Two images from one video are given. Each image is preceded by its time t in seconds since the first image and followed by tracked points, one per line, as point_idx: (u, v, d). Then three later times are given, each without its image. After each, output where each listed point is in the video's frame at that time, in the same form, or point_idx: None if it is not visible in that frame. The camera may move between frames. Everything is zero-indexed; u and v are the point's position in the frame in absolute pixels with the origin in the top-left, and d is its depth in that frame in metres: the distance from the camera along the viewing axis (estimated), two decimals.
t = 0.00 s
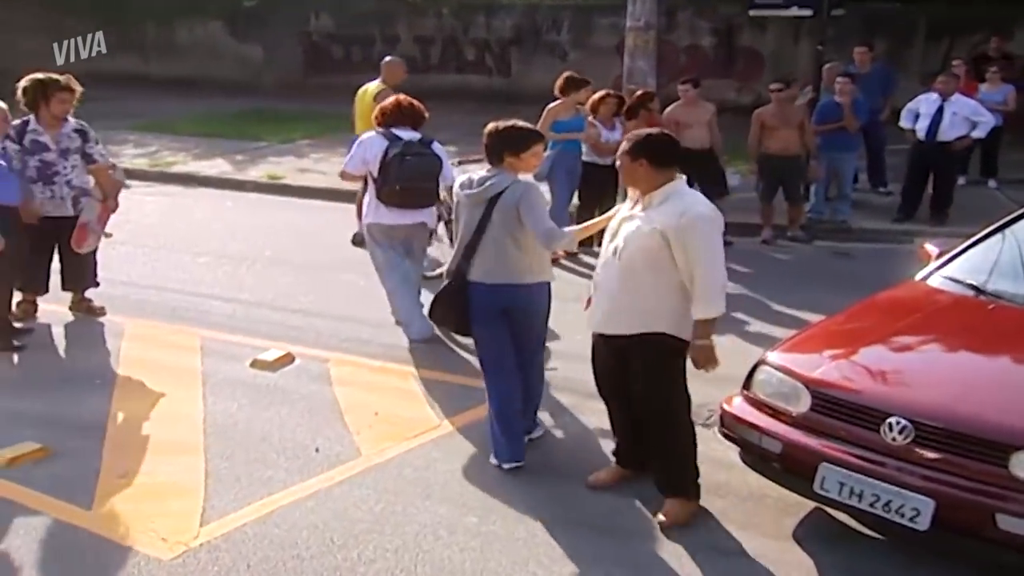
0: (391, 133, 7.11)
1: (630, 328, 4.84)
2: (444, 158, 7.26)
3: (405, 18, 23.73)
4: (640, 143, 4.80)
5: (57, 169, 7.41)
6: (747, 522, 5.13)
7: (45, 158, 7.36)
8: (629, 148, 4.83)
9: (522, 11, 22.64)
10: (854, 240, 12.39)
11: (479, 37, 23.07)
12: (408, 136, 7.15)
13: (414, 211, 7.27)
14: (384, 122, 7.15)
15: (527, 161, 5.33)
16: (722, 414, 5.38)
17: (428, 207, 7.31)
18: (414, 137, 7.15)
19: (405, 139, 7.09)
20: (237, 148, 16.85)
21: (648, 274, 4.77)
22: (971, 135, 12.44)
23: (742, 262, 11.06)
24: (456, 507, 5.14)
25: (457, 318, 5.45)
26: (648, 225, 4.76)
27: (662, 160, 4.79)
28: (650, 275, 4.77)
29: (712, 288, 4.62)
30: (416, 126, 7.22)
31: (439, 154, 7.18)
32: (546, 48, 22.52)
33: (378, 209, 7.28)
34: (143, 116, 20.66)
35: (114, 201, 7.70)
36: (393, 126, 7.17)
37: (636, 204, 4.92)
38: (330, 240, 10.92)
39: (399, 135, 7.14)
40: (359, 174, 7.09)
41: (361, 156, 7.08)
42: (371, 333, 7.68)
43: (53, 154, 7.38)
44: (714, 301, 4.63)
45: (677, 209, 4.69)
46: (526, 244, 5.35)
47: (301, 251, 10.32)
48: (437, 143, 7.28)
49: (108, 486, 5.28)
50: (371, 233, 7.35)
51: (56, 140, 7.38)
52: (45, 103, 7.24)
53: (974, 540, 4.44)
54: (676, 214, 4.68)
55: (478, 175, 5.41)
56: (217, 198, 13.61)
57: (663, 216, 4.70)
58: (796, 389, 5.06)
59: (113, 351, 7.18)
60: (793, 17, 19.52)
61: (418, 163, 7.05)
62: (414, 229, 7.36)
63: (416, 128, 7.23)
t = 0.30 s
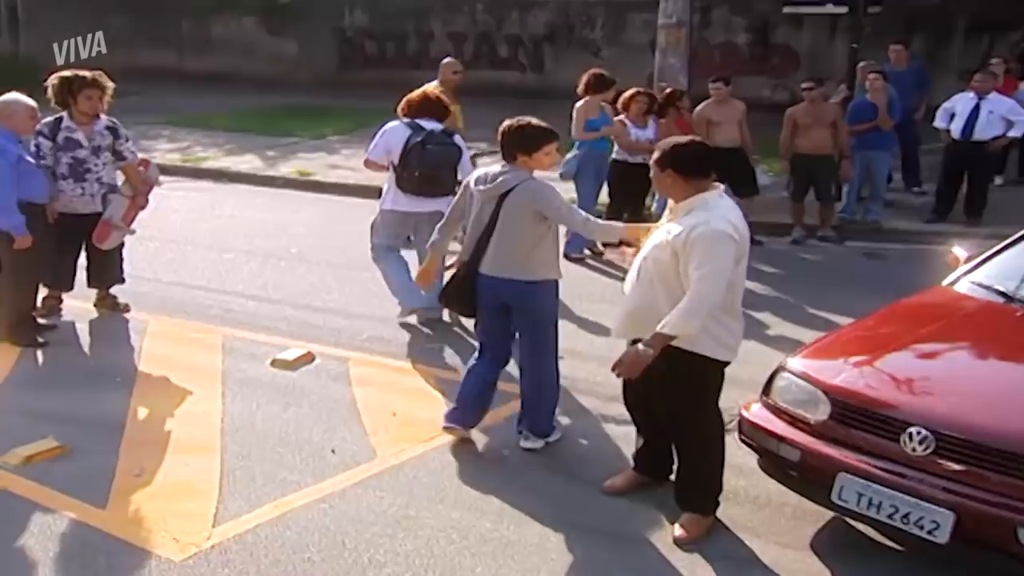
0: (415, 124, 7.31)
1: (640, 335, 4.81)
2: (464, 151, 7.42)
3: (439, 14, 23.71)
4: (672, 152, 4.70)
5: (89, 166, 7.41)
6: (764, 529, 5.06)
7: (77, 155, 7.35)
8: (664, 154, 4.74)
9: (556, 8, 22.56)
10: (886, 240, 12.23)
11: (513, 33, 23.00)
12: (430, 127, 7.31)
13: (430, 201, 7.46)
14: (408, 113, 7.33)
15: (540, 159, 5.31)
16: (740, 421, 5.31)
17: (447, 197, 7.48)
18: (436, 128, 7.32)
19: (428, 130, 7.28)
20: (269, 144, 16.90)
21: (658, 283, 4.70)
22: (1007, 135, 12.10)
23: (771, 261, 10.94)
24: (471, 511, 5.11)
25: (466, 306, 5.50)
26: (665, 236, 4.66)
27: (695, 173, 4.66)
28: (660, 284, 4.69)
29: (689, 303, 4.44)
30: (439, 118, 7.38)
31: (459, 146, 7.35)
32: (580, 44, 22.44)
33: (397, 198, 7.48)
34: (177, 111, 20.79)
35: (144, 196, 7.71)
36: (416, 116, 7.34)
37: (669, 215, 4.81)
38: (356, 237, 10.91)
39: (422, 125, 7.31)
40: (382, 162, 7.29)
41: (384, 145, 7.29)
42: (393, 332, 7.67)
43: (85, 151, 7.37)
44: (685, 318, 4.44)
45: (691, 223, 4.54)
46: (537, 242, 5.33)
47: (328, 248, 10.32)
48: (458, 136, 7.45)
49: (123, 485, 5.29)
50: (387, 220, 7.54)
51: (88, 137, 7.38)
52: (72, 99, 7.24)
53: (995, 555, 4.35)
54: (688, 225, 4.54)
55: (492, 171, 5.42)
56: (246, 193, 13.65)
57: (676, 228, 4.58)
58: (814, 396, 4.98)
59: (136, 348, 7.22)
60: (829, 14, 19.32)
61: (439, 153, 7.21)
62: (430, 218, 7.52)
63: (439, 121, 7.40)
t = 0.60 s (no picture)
0: (431, 121, 7.21)
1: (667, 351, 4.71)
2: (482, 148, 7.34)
3: (470, 11, 23.66)
4: (709, 161, 4.56)
5: (114, 165, 7.42)
6: (779, 539, 4.99)
7: (102, 154, 7.36)
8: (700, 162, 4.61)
9: (588, 5, 22.46)
10: (917, 241, 12.07)
11: (544, 30, 22.92)
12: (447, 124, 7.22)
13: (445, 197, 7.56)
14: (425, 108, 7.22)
15: (512, 153, 5.28)
16: (757, 429, 5.23)
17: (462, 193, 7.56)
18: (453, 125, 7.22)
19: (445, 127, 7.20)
20: (298, 141, 16.94)
21: (687, 296, 4.60)
22: None
23: (800, 263, 10.82)
24: (482, 516, 5.07)
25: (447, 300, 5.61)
26: (696, 248, 4.55)
27: (733, 184, 4.53)
28: (688, 298, 4.59)
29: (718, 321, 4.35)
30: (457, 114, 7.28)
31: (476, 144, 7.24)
32: (612, 42, 22.33)
33: (413, 195, 7.61)
34: (209, 107, 20.89)
35: (162, 192, 7.81)
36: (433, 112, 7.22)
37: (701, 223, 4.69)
38: (381, 236, 10.90)
39: (440, 122, 7.21)
40: (399, 159, 7.38)
41: (400, 142, 7.36)
42: (412, 332, 7.65)
43: (110, 150, 7.39)
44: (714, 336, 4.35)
45: (723, 236, 4.44)
46: (512, 238, 5.32)
47: (352, 247, 10.33)
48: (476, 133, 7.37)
49: (136, 486, 5.29)
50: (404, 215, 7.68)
51: (113, 135, 7.40)
52: (89, 98, 7.27)
53: (1012, 571, 4.25)
54: (723, 238, 4.43)
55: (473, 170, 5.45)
56: (274, 191, 13.68)
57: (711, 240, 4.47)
58: (831, 405, 4.90)
59: (155, 347, 7.24)
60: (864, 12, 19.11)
61: (455, 150, 7.16)
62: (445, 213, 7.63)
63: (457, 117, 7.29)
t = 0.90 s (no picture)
0: (438, 123, 7.10)
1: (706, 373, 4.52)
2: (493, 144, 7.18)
3: (505, 8, 23.60)
4: (733, 167, 4.44)
5: (140, 164, 7.46)
6: (794, 550, 4.91)
7: (128, 153, 7.39)
8: (720, 172, 4.48)
9: (624, 3, 22.34)
10: (952, 244, 11.87)
11: (580, 27, 22.83)
12: (454, 125, 7.09)
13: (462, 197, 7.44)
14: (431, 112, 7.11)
15: (499, 152, 5.24)
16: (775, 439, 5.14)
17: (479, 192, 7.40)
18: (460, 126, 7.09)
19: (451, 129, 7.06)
20: (331, 138, 16.98)
21: (724, 314, 4.43)
22: None
23: (830, 266, 10.69)
24: (495, 523, 5.04)
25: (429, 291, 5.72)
26: (729, 262, 4.39)
27: (756, 190, 4.41)
28: (726, 316, 4.42)
29: (778, 336, 4.19)
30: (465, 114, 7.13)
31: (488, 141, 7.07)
32: (647, 40, 22.20)
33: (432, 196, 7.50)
34: (245, 104, 20.99)
35: (184, 188, 7.95)
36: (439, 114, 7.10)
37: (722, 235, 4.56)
38: (408, 235, 10.90)
39: (448, 123, 7.09)
40: (411, 164, 7.26)
41: (412, 147, 7.22)
42: (433, 334, 7.63)
43: (136, 148, 7.42)
44: (781, 352, 4.18)
45: (757, 246, 4.29)
46: (487, 234, 5.29)
47: (379, 246, 10.32)
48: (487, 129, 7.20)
49: (150, 487, 5.30)
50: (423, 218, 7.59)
51: (138, 134, 7.43)
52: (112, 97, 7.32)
53: None
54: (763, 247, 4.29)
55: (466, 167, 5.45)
56: (304, 188, 13.72)
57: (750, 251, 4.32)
58: (850, 415, 4.80)
59: (176, 346, 7.26)
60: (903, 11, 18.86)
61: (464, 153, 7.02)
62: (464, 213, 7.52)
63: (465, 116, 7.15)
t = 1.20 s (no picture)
0: (456, 121, 7.13)
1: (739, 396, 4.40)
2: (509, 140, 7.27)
3: (539, 8, 23.54)
4: (759, 182, 4.28)
5: (157, 163, 7.49)
6: (808, 564, 4.84)
7: (147, 153, 7.38)
8: (742, 193, 4.31)
9: (658, 2, 22.21)
10: (985, 249, 11.68)
11: (614, 27, 22.74)
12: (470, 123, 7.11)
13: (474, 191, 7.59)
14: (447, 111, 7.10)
15: (504, 154, 5.24)
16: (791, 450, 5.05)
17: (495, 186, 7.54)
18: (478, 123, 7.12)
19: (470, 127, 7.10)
20: (362, 137, 17.00)
21: (761, 335, 4.30)
22: None
23: (860, 271, 10.56)
24: (505, 531, 5.00)
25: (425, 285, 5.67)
26: (766, 283, 4.25)
27: (784, 205, 4.28)
28: (765, 338, 4.30)
29: (830, 359, 4.10)
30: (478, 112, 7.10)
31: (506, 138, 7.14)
32: (681, 40, 22.07)
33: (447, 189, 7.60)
34: (278, 103, 21.08)
35: (197, 187, 8.01)
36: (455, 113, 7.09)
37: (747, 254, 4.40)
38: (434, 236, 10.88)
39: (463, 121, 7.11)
40: (429, 159, 7.29)
41: (430, 143, 7.24)
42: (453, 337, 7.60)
43: (153, 148, 7.43)
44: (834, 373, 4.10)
45: (799, 266, 4.18)
46: (483, 234, 5.33)
47: (404, 247, 10.32)
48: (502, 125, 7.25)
49: (163, 489, 5.31)
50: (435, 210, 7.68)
51: (154, 134, 7.46)
52: (127, 98, 7.34)
53: None
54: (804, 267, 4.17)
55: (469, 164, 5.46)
56: (333, 188, 13.74)
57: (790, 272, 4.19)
58: (867, 428, 4.71)
59: (196, 347, 7.28)
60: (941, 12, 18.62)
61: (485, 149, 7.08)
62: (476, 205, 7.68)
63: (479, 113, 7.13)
